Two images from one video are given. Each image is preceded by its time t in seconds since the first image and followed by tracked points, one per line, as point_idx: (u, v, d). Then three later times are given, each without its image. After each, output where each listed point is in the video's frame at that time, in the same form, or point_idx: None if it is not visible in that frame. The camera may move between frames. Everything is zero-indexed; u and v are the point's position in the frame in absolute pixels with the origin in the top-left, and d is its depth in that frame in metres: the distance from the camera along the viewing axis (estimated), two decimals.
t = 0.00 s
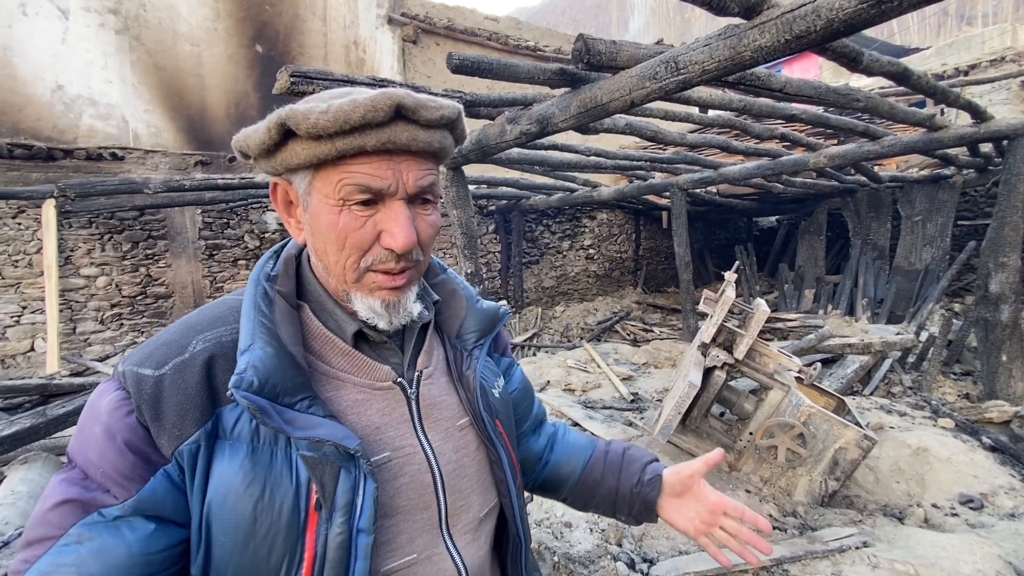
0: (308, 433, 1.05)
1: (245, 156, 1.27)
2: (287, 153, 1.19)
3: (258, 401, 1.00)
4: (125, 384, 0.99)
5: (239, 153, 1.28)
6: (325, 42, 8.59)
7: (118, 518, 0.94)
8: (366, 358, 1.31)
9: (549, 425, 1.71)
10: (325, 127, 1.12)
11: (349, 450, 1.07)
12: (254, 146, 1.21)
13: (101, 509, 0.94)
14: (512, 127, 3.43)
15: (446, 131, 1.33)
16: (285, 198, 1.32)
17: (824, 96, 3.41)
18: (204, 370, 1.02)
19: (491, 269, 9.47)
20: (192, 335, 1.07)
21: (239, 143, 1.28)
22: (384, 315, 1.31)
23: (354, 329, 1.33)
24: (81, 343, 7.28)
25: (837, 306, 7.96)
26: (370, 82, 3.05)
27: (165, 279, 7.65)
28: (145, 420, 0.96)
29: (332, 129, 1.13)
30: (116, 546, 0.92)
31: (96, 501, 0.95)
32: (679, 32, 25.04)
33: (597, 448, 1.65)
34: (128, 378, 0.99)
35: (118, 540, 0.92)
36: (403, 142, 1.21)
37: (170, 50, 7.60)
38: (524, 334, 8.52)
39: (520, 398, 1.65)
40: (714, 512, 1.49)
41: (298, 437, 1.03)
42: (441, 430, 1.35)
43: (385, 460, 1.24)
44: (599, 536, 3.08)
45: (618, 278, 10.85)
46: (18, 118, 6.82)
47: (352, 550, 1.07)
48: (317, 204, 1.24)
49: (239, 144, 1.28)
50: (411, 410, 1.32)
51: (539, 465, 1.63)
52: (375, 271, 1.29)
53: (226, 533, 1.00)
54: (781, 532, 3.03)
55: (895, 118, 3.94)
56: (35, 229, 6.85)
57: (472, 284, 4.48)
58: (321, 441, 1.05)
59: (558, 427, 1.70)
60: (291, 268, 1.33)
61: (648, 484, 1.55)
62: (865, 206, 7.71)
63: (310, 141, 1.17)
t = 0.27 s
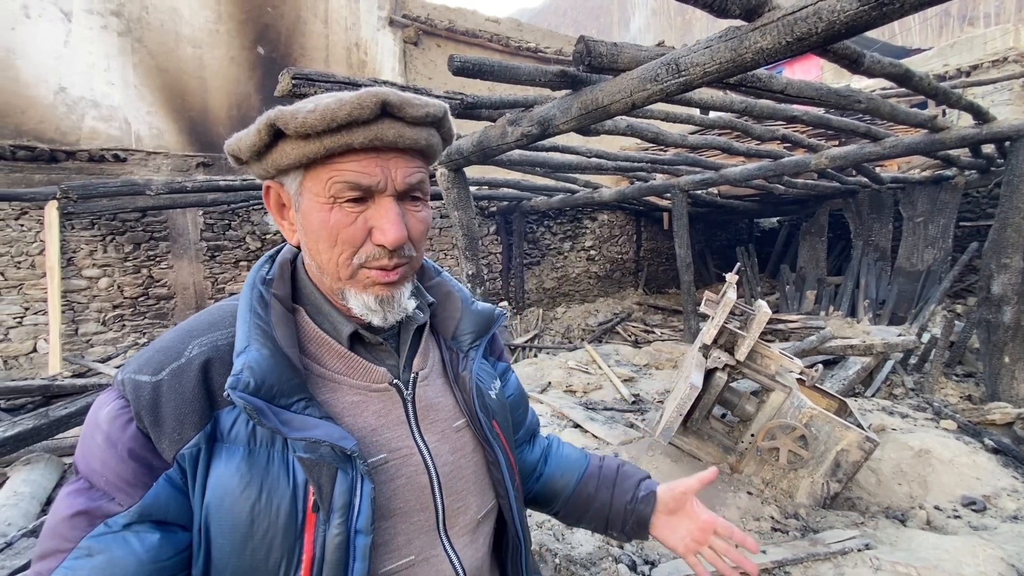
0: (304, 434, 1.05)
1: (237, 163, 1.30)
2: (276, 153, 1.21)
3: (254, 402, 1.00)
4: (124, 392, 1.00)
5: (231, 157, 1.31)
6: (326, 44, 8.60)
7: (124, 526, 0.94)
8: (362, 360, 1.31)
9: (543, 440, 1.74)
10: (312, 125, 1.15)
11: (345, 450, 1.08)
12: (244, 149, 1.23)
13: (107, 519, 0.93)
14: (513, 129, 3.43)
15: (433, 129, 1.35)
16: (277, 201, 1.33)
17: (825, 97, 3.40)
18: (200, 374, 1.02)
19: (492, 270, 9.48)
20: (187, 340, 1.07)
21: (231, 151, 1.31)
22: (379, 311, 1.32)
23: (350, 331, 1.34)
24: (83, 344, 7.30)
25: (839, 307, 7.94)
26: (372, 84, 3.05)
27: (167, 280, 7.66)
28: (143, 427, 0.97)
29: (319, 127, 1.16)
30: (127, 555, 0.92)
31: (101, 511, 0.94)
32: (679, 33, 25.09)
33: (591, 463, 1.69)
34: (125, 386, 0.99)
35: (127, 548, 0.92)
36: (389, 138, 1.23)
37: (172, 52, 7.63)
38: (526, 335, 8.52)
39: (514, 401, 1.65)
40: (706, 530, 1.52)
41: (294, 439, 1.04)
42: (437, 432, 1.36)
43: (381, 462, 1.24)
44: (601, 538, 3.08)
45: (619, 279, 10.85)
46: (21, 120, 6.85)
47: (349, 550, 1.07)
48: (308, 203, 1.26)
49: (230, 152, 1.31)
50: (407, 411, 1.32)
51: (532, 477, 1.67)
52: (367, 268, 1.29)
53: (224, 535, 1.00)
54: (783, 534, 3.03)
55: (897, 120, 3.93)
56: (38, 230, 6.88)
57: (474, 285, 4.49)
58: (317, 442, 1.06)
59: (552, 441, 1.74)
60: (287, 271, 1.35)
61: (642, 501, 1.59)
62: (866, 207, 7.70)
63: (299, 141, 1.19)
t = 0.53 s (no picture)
0: (297, 435, 1.06)
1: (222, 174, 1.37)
2: (243, 156, 1.25)
3: (248, 401, 1.01)
4: (117, 400, 1.01)
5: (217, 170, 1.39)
6: (328, 45, 8.60)
7: (120, 533, 0.94)
8: (353, 361, 1.32)
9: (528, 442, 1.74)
10: (264, 122, 1.18)
11: (338, 450, 1.08)
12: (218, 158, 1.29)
13: (104, 527, 0.94)
14: (514, 130, 3.43)
15: (396, 117, 1.33)
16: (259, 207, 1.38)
17: (826, 98, 3.40)
18: (192, 378, 1.03)
19: (493, 271, 9.48)
20: (179, 345, 1.08)
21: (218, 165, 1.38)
22: (354, 308, 1.31)
23: (342, 331, 1.34)
24: (85, 344, 7.31)
25: (840, 308, 7.91)
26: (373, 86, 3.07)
27: (168, 281, 7.68)
28: (137, 433, 0.97)
29: (272, 123, 1.19)
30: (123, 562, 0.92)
31: (97, 518, 0.95)
32: (680, 34, 25.13)
33: (576, 464, 1.71)
34: (118, 393, 1.00)
35: (124, 556, 0.93)
36: (345, 127, 1.22)
37: (174, 53, 7.65)
38: (527, 336, 8.53)
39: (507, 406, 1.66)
40: (687, 527, 1.56)
41: (287, 439, 1.04)
42: (431, 433, 1.36)
43: (375, 463, 1.24)
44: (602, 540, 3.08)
45: (620, 280, 10.85)
46: (24, 121, 6.87)
47: (343, 551, 1.07)
48: (278, 203, 1.29)
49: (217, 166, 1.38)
50: (401, 412, 1.32)
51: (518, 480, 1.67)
52: (336, 262, 1.28)
53: (216, 538, 1.00)
54: (784, 536, 3.02)
55: (898, 120, 3.92)
56: (40, 231, 6.90)
57: (475, 286, 4.49)
58: (310, 442, 1.06)
59: (537, 444, 1.74)
60: (278, 275, 1.35)
61: (626, 500, 1.62)
62: (868, 208, 7.69)
63: (259, 142, 1.23)
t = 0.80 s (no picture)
0: (280, 432, 1.05)
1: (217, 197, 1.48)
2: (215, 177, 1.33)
3: (227, 398, 1.01)
4: (111, 402, 1.03)
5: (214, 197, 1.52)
6: (330, 46, 8.60)
7: (114, 530, 0.95)
8: (339, 361, 1.33)
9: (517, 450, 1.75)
10: (215, 144, 1.25)
11: (319, 448, 1.07)
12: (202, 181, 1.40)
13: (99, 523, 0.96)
14: (517, 130, 3.43)
15: (346, 120, 1.32)
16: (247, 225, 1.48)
17: (829, 98, 3.39)
18: (179, 378, 1.03)
19: (495, 271, 9.49)
20: (169, 348, 1.09)
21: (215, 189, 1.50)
22: (320, 314, 1.31)
23: (326, 333, 1.36)
24: (89, 344, 7.34)
25: (844, 308, 7.77)
26: (375, 86, 3.08)
27: (172, 281, 7.70)
28: (128, 433, 0.99)
29: (224, 142, 1.25)
30: (118, 556, 0.93)
31: (93, 516, 0.98)
32: (682, 33, 25.12)
33: (565, 471, 1.72)
34: (111, 396, 1.02)
35: (119, 550, 0.93)
36: (287, 139, 1.24)
37: (177, 54, 7.67)
38: (529, 336, 8.52)
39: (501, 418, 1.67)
40: (676, 529, 1.55)
41: (269, 436, 1.04)
42: (419, 433, 1.36)
43: (359, 463, 1.24)
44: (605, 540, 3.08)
45: (622, 280, 10.84)
46: (29, 122, 6.90)
47: (324, 551, 1.05)
48: (248, 219, 1.36)
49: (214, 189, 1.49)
50: (388, 412, 1.33)
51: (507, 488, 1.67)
52: (297, 271, 1.31)
53: (201, 535, 0.99)
54: (787, 536, 3.02)
55: (902, 120, 3.91)
56: (44, 231, 6.93)
57: (478, 286, 4.48)
58: (292, 440, 1.06)
59: (525, 451, 1.75)
60: (267, 281, 1.37)
61: (614, 503, 1.62)
62: (871, 208, 7.67)
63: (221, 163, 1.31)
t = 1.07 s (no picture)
0: (279, 428, 1.06)
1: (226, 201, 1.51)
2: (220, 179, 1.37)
3: (226, 394, 1.02)
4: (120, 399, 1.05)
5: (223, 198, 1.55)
6: (336, 48, 8.64)
7: (120, 523, 0.97)
8: (340, 360, 1.34)
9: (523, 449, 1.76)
10: (220, 143, 1.28)
11: (318, 445, 1.08)
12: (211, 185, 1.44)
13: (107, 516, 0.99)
14: (523, 131, 3.43)
15: (344, 117, 1.33)
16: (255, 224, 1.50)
17: (836, 99, 3.38)
18: (184, 377, 1.05)
19: (500, 272, 9.49)
20: (175, 347, 1.11)
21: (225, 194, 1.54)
22: (320, 309, 1.31)
23: (328, 332, 1.37)
24: (97, 344, 7.40)
25: (850, 309, 7.81)
26: (382, 88, 3.11)
27: (179, 282, 7.75)
28: (135, 429, 1.01)
29: (227, 142, 1.28)
30: (123, 549, 0.95)
31: (101, 509, 1.00)
32: (687, 35, 25.06)
33: (570, 468, 1.72)
34: (120, 393, 1.04)
35: (124, 543, 0.95)
36: (286, 137, 1.26)
37: (184, 56, 7.72)
38: (534, 337, 8.53)
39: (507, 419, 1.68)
40: (683, 523, 1.55)
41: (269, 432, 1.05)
42: (420, 432, 1.36)
43: (360, 461, 1.24)
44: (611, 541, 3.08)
45: (627, 281, 10.82)
46: (38, 124, 6.97)
47: (322, 547, 1.05)
48: (253, 217, 1.38)
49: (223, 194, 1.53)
50: (389, 411, 1.33)
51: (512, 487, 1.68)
52: (298, 266, 1.32)
53: (204, 530, 1.00)
54: (794, 538, 3.01)
55: (909, 120, 3.90)
56: (53, 233, 6.99)
57: (484, 287, 4.49)
58: (291, 438, 1.06)
59: (531, 450, 1.76)
60: (272, 282, 1.38)
61: (620, 499, 1.62)
62: (877, 208, 7.63)
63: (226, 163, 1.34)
